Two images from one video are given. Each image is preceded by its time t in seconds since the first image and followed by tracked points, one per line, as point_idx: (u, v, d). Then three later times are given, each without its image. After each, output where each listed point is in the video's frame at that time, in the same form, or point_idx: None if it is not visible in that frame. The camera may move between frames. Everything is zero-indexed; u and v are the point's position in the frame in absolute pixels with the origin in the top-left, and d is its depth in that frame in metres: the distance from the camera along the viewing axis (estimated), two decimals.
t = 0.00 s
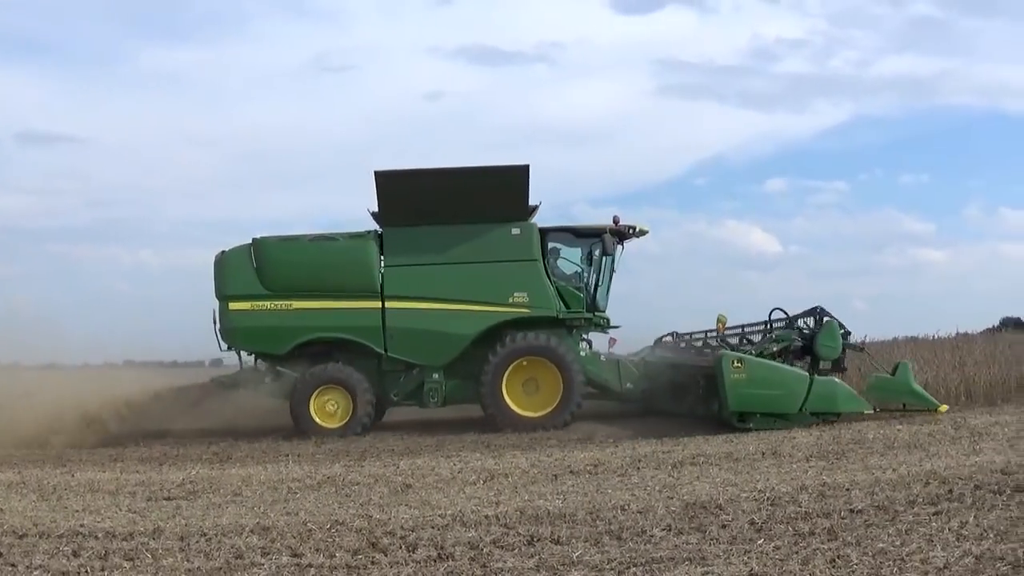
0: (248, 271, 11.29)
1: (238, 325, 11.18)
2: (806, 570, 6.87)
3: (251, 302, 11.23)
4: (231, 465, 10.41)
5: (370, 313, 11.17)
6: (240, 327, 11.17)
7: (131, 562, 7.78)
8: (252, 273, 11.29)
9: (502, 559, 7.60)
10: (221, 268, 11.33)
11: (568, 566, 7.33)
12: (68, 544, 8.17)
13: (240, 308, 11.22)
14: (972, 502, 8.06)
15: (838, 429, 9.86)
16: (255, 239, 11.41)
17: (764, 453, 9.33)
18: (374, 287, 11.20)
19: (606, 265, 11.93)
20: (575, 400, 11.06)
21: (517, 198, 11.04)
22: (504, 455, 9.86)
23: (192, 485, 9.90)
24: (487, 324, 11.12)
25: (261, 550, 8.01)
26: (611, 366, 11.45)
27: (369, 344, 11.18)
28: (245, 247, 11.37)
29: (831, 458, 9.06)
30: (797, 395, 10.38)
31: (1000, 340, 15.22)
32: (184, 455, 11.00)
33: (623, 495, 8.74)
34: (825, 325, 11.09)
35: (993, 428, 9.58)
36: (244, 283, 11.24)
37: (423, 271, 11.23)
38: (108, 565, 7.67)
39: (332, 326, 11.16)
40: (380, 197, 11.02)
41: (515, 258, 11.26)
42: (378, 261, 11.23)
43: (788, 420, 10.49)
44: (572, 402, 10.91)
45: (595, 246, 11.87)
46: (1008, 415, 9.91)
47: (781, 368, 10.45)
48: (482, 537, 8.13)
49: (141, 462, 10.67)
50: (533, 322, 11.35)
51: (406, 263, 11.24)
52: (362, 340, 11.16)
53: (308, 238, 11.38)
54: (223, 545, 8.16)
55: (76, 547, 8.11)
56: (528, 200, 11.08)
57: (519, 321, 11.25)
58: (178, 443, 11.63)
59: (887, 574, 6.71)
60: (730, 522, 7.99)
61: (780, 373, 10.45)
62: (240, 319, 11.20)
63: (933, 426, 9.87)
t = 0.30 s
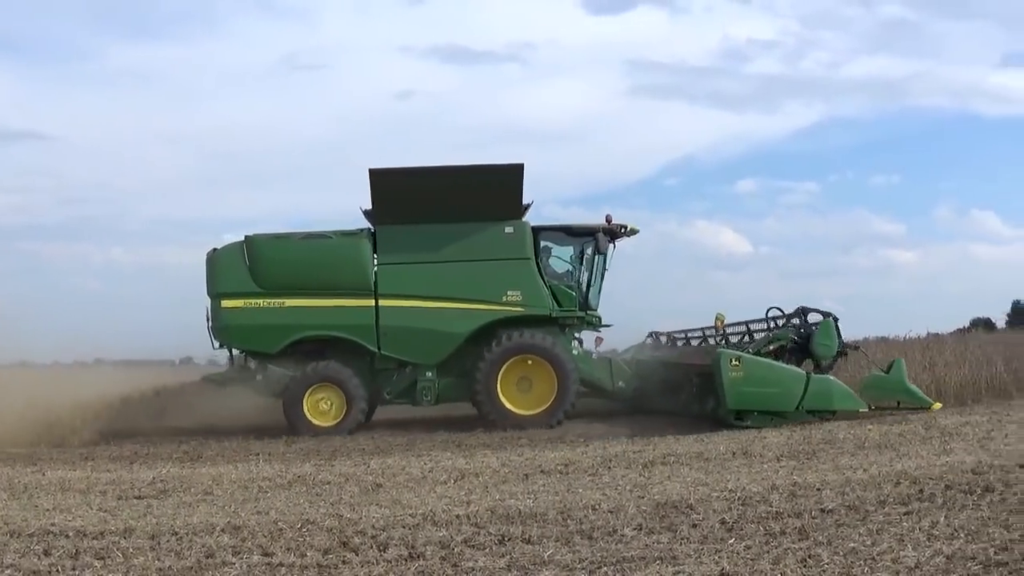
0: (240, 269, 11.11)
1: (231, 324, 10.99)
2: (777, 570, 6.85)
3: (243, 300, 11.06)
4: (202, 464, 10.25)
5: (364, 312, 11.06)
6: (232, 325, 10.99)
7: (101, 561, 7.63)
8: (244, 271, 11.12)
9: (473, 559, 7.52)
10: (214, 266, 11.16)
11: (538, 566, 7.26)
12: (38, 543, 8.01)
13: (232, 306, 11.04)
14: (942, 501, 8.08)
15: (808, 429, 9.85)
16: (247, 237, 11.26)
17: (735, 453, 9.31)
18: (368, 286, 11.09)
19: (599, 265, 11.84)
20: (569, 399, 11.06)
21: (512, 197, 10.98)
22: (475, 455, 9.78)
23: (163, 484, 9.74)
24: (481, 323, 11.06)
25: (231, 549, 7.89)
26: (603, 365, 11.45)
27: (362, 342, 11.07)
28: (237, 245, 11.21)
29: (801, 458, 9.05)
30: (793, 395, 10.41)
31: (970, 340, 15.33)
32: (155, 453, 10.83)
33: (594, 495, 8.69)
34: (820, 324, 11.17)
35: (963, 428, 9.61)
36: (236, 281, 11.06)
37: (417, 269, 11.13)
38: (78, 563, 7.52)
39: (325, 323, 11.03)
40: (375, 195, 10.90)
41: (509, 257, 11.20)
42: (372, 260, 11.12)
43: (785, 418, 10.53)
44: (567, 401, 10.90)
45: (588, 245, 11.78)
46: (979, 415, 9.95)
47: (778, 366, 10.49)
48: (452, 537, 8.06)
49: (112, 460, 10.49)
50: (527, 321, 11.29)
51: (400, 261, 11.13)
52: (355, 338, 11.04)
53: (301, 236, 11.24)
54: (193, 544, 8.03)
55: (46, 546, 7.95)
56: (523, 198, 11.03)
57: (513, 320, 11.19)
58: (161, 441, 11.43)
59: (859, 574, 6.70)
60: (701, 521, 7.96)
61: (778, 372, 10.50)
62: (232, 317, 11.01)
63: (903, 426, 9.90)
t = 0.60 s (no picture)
0: (231, 270, 10.98)
1: (222, 325, 10.85)
2: (746, 569, 6.85)
3: (234, 301, 10.92)
4: (172, 467, 10.11)
5: (355, 312, 10.97)
6: (223, 326, 10.85)
7: (72, 564, 7.52)
8: (235, 271, 10.98)
9: (444, 560, 7.47)
10: (204, 266, 11.02)
11: (508, 566, 7.22)
12: (7, 547, 7.88)
13: (223, 307, 10.90)
14: (911, 500, 8.14)
15: (778, 429, 9.88)
16: (237, 238, 11.13)
17: (704, 453, 9.32)
18: (360, 287, 11.01)
19: (589, 265, 11.83)
20: (562, 398, 11.06)
21: (504, 197, 10.94)
22: (444, 456, 9.72)
23: (133, 487, 9.60)
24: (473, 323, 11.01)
25: (202, 551, 7.80)
26: (593, 364, 11.50)
27: (353, 344, 10.98)
28: (228, 245, 11.08)
29: (771, 458, 9.07)
30: (787, 393, 10.49)
31: (939, 340, 15.47)
32: (125, 456, 10.67)
33: (563, 495, 8.66)
34: (813, 322, 11.21)
35: (932, 428, 9.68)
36: (227, 281, 10.92)
37: (409, 270, 11.06)
38: (49, 567, 7.40)
39: (317, 324, 10.93)
40: (368, 195, 10.83)
41: (500, 257, 11.15)
42: (364, 260, 11.04)
43: (780, 415, 10.59)
44: (561, 401, 10.90)
45: (577, 245, 11.77)
46: (947, 414, 10.03)
47: (773, 364, 10.55)
48: (423, 538, 8.00)
49: (82, 463, 10.32)
50: (518, 321, 11.26)
51: (392, 262, 11.06)
52: (347, 339, 10.94)
53: (292, 236, 11.14)
54: (164, 547, 7.94)
55: (17, 550, 7.83)
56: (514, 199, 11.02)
57: (505, 320, 11.15)
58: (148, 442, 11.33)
59: (828, 572, 6.72)
60: (671, 521, 7.96)
61: (774, 370, 10.57)
62: (223, 318, 10.87)
63: (872, 425, 9.96)
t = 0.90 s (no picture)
0: (228, 270, 10.88)
1: (218, 326, 10.77)
2: (720, 572, 6.85)
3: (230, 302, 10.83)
4: (147, 469, 9.97)
5: (352, 313, 10.93)
6: (219, 327, 10.76)
7: (45, 567, 7.43)
8: (232, 271, 10.88)
9: (417, 562, 7.41)
10: (200, 266, 10.91)
11: (483, 569, 7.18)
12: None
13: (219, 308, 10.80)
14: (885, 502, 8.16)
15: (752, 432, 9.87)
16: (234, 238, 11.02)
17: (677, 456, 9.28)
18: (357, 288, 10.94)
19: (584, 266, 11.80)
20: (560, 399, 11.07)
21: (501, 199, 10.93)
22: (418, 459, 9.64)
23: (107, 489, 9.47)
24: (470, 324, 11.00)
25: (176, 554, 7.75)
26: (589, 365, 11.56)
27: (350, 345, 10.93)
28: (224, 246, 10.97)
29: (744, 460, 9.06)
30: (786, 393, 10.49)
31: (914, 344, 15.55)
32: (98, 458, 10.52)
33: (537, 498, 8.61)
34: (812, 324, 11.20)
35: (906, 430, 9.71)
36: (223, 282, 10.83)
37: (406, 271, 11.02)
38: (22, 570, 7.32)
39: (314, 325, 10.88)
40: (365, 197, 10.77)
41: (497, 258, 11.15)
42: (361, 261, 10.99)
43: (779, 415, 10.62)
44: (559, 401, 10.89)
45: (572, 247, 11.75)
46: (921, 417, 10.06)
47: (771, 364, 10.57)
48: (397, 541, 7.93)
49: (55, 465, 10.16)
50: (514, 321, 11.27)
51: (389, 263, 11.01)
52: (343, 340, 10.90)
53: (288, 237, 11.06)
54: (138, 549, 7.87)
55: None
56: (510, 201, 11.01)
57: (501, 321, 11.16)
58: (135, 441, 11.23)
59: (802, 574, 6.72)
60: (645, 524, 7.94)
61: (773, 371, 10.59)
62: (219, 319, 10.78)
63: (846, 428, 9.97)
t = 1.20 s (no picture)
0: (231, 270, 10.85)
1: (221, 326, 10.71)
2: (701, 573, 6.84)
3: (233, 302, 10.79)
4: (128, 470, 9.88)
5: (355, 313, 10.92)
6: (221, 327, 10.71)
7: (26, 568, 7.39)
8: (235, 272, 10.85)
9: (399, 564, 7.37)
10: (203, 267, 10.86)
11: (464, 570, 7.14)
12: None
13: (222, 307, 10.75)
14: (866, 503, 8.19)
15: (734, 433, 9.86)
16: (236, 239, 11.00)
17: (659, 457, 9.26)
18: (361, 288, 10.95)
19: (584, 266, 11.93)
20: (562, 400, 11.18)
21: (504, 199, 11.01)
22: (400, 460, 9.59)
23: (88, 490, 9.38)
24: (473, 324, 11.04)
25: (158, 556, 7.73)
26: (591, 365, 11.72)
27: (353, 345, 10.92)
28: (227, 246, 10.94)
29: (726, 461, 9.06)
30: (791, 392, 10.58)
31: (899, 345, 15.59)
32: (79, 459, 10.41)
33: (519, 499, 8.59)
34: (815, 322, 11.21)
35: (887, 431, 9.72)
36: (226, 282, 10.79)
37: (409, 271, 11.04)
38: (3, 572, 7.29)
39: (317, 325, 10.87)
40: (369, 197, 10.82)
41: (500, 258, 11.20)
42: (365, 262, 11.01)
43: (785, 414, 10.66)
44: (562, 402, 10.98)
45: (573, 247, 11.89)
46: (902, 418, 10.09)
47: (778, 364, 10.60)
48: (378, 542, 7.89)
49: (36, 466, 10.06)
50: (516, 322, 11.33)
51: (393, 263, 11.04)
52: (347, 340, 10.89)
53: (291, 237, 11.05)
54: (119, 550, 7.85)
55: None
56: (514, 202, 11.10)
57: (504, 321, 11.22)
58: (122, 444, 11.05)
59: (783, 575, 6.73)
60: (627, 525, 7.93)
61: (780, 371, 10.64)
62: (221, 319, 10.73)
63: (827, 429, 9.97)
